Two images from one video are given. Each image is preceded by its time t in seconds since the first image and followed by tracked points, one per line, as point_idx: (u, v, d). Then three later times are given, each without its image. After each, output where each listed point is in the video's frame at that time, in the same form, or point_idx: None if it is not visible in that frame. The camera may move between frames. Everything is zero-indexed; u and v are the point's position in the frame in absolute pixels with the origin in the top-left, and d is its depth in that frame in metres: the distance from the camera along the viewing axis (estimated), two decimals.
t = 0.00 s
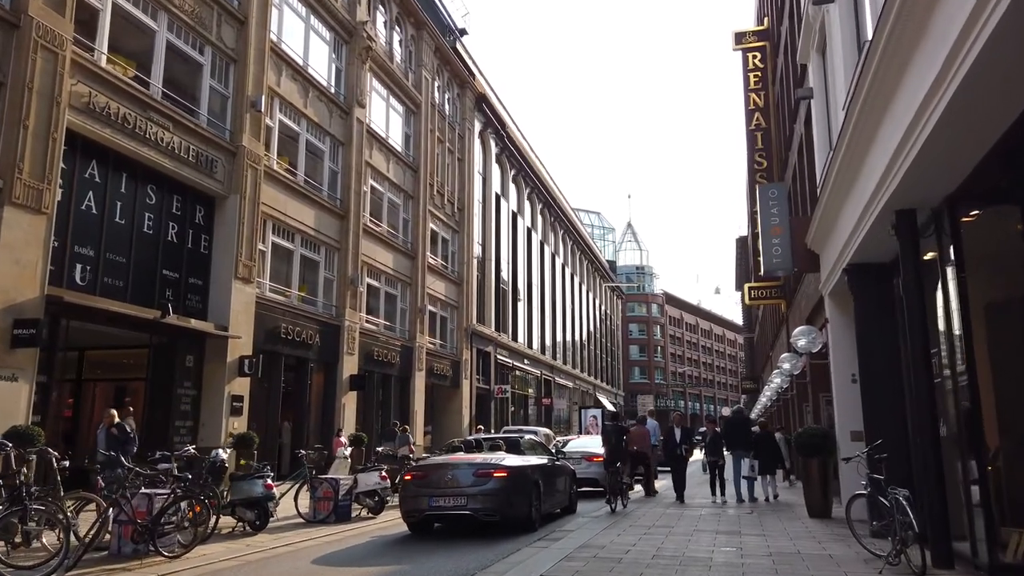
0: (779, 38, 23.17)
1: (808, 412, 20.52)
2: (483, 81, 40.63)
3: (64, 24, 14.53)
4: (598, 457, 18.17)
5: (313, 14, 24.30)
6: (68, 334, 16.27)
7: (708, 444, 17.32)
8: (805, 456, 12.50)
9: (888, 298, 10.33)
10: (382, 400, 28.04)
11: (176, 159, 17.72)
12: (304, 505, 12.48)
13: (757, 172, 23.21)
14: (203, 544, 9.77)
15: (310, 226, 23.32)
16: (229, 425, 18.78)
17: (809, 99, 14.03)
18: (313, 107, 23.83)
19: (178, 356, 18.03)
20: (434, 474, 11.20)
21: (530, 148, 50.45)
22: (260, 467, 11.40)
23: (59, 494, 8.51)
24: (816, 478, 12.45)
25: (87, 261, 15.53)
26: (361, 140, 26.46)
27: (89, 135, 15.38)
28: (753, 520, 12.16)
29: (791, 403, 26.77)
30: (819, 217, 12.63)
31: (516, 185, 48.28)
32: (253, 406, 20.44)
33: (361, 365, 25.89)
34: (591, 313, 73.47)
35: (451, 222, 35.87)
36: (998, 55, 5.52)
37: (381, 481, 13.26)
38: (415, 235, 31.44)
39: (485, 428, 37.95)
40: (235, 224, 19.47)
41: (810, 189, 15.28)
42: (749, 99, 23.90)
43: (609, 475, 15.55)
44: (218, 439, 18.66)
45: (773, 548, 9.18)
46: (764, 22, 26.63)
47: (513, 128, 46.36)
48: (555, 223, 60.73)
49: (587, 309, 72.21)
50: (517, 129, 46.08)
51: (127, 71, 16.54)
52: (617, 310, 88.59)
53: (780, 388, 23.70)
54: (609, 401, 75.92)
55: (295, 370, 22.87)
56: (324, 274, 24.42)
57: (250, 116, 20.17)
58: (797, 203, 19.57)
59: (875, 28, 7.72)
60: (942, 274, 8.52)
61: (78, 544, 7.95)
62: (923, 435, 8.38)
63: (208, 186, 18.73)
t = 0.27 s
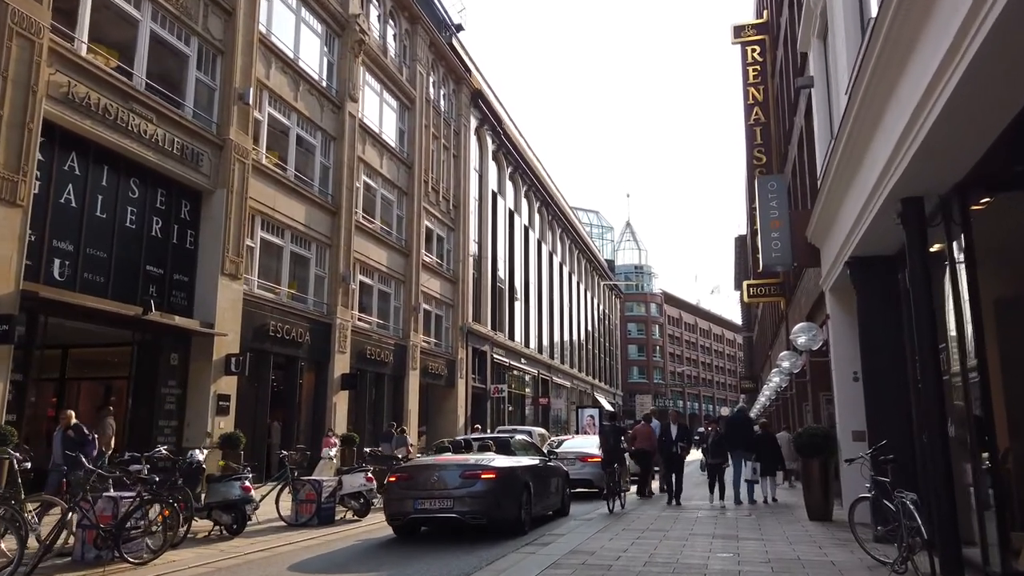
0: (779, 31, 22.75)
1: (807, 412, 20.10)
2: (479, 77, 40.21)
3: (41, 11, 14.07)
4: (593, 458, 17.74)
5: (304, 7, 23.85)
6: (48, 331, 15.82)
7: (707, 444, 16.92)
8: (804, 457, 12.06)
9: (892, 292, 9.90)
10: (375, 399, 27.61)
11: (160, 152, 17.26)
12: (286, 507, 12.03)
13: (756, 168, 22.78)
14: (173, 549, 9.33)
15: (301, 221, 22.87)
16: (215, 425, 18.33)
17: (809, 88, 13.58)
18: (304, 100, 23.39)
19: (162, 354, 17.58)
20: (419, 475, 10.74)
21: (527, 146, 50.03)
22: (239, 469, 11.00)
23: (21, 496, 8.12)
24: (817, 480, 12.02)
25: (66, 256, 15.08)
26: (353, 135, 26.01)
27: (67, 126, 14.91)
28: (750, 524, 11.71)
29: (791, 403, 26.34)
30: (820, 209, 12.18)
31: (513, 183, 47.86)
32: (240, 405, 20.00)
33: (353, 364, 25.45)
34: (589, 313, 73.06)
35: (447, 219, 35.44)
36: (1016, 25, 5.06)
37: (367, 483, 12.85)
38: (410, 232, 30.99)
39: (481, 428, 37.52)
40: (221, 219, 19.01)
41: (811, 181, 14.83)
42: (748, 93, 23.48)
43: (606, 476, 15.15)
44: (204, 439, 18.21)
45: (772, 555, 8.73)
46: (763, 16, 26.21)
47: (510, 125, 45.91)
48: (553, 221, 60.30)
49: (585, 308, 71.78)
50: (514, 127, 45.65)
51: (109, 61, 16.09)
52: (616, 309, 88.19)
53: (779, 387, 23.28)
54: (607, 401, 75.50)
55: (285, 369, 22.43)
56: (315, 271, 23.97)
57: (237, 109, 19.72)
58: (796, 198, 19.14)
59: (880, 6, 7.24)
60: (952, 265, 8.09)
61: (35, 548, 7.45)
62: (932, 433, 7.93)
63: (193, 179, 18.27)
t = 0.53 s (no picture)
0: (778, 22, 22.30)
1: (808, 410, 19.66)
2: (475, 72, 39.75)
3: None
4: (589, 458, 17.30)
5: None
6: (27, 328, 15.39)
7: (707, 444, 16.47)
8: (806, 457, 11.60)
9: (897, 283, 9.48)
10: (369, 398, 27.18)
11: (142, 144, 16.81)
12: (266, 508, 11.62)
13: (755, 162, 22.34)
14: (142, 554, 8.89)
15: (291, 216, 22.43)
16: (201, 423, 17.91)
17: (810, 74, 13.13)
18: (294, 93, 22.94)
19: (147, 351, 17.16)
20: (404, 476, 10.30)
21: (524, 142, 49.59)
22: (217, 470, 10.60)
23: None
24: (818, 481, 11.59)
25: (44, 250, 14.64)
26: (345, 129, 25.56)
27: (44, 117, 14.46)
28: (749, 526, 11.28)
29: (792, 402, 25.89)
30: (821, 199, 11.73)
31: (510, 180, 47.40)
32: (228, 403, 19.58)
33: (346, 362, 25.02)
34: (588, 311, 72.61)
35: (442, 216, 35.01)
36: None
37: (352, 484, 12.44)
38: (404, 228, 30.54)
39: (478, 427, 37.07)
40: (208, 213, 18.57)
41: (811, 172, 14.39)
42: (747, 86, 23.04)
43: (604, 476, 14.75)
44: (190, 439, 17.78)
45: (772, 560, 8.29)
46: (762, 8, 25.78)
47: (507, 121, 45.44)
48: (552, 219, 59.85)
49: (584, 307, 71.33)
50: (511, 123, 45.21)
51: (89, 50, 15.65)
52: (615, 308, 87.74)
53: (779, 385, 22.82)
54: (607, 400, 75.05)
55: (275, 367, 21.99)
56: (306, 267, 23.52)
57: (224, 100, 19.28)
58: (797, 191, 18.69)
59: None
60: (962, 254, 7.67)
61: None
62: (941, 432, 7.52)
63: (178, 173, 17.84)
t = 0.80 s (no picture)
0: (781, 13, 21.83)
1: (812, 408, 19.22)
2: (474, 67, 39.33)
3: None
4: (586, 456, 16.89)
5: None
6: (10, 324, 15.03)
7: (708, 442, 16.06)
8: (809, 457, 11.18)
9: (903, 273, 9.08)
10: (365, 396, 26.79)
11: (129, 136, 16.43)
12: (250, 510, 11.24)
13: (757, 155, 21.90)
14: (113, 559, 8.51)
15: (284, 211, 22.03)
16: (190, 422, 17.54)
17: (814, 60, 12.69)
18: (287, 86, 22.55)
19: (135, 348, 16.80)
20: (391, 476, 9.91)
21: (525, 138, 49.16)
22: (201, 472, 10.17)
23: None
24: (821, 481, 11.17)
25: (25, 244, 14.25)
26: (341, 123, 25.17)
27: (25, 107, 14.07)
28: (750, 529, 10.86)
29: (795, 400, 25.44)
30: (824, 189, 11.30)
31: (510, 176, 46.97)
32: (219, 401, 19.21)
33: (341, 359, 24.63)
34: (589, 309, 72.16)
35: (441, 212, 34.61)
36: None
37: (341, 484, 12.03)
38: (401, 224, 30.14)
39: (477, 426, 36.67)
40: (197, 207, 18.19)
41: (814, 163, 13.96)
42: (749, 79, 22.60)
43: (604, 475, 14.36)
44: (179, 437, 17.42)
45: (774, 565, 7.88)
46: None
47: (507, 117, 45.02)
48: (552, 216, 59.40)
49: (586, 305, 70.89)
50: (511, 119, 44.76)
51: (74, 39, 15.25)
52: (617, 306, 87.25)
53: (782, 383, 22.36)
54: (608, 399, 74.58)
55: (268, 364, 21.60)
56: (300, 263, 23.13)
57: (214, 92, 18.89)
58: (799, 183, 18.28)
59: None
60: (975, 244, 7.24)
61: None
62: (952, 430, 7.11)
63: (166, 166, 17.46)
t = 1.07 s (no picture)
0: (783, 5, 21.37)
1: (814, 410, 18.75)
2: (472, 64, 38.90)
3: None
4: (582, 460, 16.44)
5: None
6: None
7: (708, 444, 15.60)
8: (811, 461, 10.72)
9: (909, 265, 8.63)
10: (359, 397, 26.35)
11: (113, 129, 16.02)
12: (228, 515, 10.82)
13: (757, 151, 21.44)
14: (77, 567, 8.08)
15: (275, 207, 21.61)
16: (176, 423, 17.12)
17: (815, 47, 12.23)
18: (279, 81, 22.13)
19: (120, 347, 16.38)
20: (374, 480, 9.47)
21: (524, 136, 48.71)
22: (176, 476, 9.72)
23: None
24: (824, 484, 10.72)
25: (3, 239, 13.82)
26: (334, 118, 24.75)
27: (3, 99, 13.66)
28: (749, 535, 10.41)
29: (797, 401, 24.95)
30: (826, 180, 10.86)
31: (509, 175, 46.52)
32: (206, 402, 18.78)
33: (334, 359, 24.20)
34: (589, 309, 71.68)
35: (438, 210, 34.19)
36: None
37: (325, 488, 11.59)
38: (397, 222, 29.71)
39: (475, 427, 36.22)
40: (184, 203, 17.78)
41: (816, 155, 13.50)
42: (750, 73, 22.14)
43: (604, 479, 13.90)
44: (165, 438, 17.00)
45: None
46: None
47: (506, 115, 44.58)
48: (552, 216, 58.95)
49: (586, 305, 70.41)
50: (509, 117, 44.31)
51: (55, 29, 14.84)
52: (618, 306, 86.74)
53: (784, 383, 21.86)
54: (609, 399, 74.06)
55: (259, 364, 21.17)
56: (292, 261, 22.69)
57: (202, 85, 18.46)
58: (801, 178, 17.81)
59: None
60: (991, 234, 6.80)
61: None
62: (966, 434, 6.67)
63: (151, 160, 17.05)
